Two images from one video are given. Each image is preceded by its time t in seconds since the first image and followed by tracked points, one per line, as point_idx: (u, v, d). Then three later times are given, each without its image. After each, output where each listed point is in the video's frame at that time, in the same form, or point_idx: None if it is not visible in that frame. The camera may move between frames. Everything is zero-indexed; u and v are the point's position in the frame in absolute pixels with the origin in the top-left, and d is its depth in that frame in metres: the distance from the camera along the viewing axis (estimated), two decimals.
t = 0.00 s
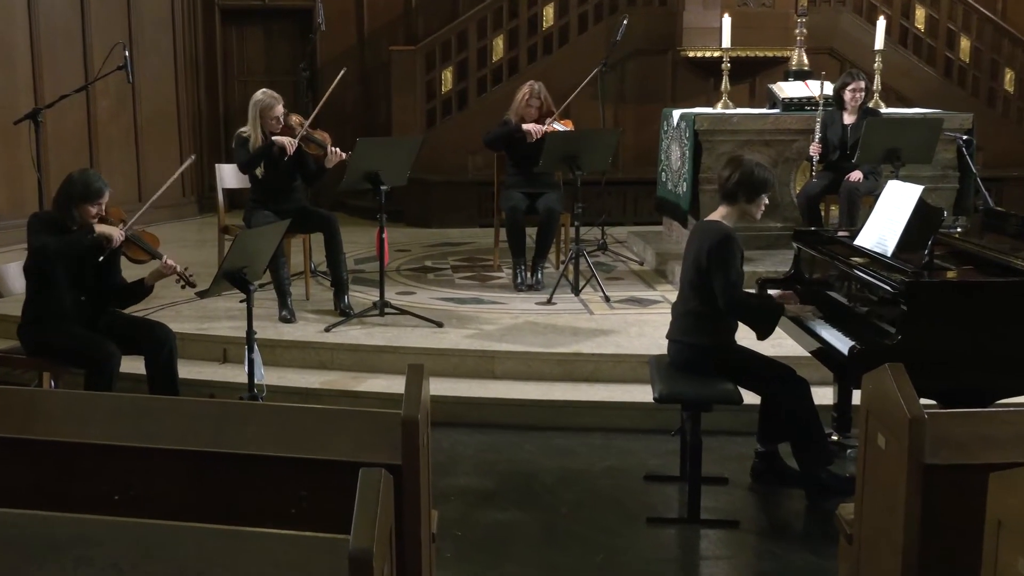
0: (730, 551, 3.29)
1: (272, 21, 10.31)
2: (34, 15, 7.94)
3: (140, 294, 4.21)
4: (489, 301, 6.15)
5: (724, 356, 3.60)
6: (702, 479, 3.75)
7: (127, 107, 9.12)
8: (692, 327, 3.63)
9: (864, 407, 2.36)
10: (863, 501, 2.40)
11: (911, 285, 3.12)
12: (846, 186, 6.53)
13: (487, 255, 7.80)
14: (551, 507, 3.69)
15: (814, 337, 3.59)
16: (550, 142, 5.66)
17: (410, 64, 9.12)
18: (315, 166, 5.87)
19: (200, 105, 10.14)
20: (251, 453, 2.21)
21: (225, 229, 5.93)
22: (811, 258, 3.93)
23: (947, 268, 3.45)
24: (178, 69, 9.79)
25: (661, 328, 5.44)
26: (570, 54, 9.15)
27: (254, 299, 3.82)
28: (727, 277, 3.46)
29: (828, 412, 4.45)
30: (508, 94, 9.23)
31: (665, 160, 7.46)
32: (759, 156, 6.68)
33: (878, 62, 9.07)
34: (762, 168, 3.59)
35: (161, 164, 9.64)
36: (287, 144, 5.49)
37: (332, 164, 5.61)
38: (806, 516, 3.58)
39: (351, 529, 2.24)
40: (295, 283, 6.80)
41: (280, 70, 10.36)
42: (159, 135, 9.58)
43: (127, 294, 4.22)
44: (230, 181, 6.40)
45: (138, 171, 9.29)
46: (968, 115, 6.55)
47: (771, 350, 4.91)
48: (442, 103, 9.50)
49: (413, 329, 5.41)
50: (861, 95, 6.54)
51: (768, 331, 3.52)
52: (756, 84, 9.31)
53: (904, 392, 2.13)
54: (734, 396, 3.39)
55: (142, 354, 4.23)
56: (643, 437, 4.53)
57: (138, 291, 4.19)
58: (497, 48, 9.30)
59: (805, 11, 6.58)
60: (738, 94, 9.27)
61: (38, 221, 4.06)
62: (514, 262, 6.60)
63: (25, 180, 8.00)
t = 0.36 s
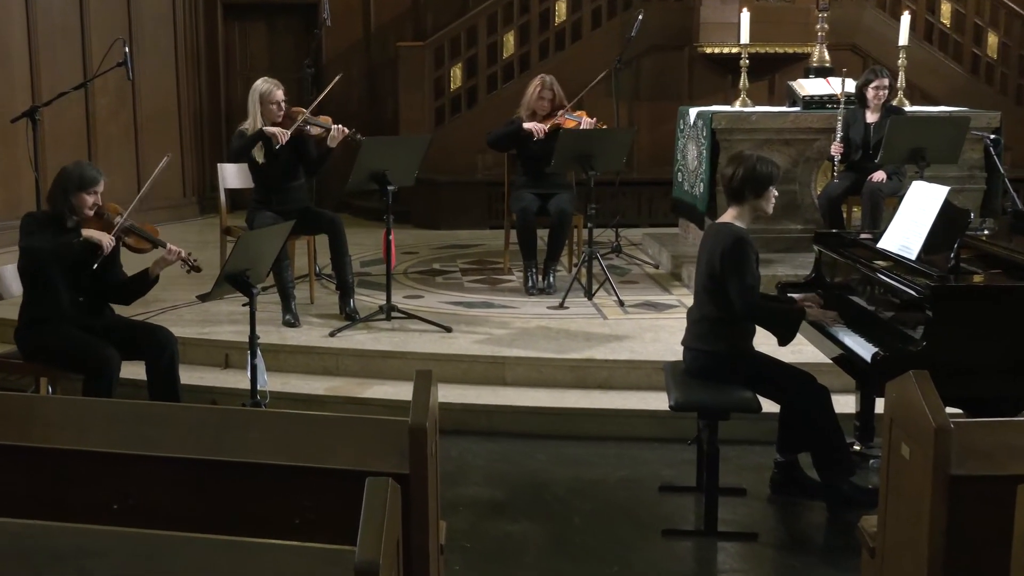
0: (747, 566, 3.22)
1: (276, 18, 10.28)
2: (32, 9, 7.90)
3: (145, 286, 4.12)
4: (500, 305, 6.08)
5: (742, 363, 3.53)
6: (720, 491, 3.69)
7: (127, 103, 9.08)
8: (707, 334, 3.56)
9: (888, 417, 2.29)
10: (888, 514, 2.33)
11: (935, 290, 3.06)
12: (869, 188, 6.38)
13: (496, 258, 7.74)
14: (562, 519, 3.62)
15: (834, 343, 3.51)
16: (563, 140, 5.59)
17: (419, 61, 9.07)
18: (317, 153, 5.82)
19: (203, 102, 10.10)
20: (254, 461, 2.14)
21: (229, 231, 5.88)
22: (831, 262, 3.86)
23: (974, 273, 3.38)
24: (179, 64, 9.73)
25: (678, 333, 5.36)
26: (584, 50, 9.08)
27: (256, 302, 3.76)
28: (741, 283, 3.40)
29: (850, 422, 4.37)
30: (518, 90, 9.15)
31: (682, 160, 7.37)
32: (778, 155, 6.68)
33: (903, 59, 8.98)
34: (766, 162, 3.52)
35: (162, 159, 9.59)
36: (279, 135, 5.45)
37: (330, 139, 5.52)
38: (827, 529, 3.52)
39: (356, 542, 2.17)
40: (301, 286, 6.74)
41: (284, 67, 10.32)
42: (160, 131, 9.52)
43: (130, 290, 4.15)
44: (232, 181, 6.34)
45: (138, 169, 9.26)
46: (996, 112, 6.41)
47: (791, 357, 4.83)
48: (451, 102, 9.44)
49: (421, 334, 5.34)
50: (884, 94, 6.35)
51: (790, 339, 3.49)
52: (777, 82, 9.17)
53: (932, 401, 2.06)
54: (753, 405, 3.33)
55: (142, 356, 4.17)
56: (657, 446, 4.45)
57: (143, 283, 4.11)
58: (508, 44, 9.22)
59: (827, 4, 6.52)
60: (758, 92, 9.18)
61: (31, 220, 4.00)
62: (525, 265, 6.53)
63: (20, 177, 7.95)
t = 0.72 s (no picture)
0: None
1: (282, 11, 10.24)
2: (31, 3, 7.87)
3: (151, 280, 4.07)
4: (513, 308, 6.01)
5: (762, 369, 3.47)
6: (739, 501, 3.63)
7: (128, 98, 9.02)
8: (726, 340, 3.51)
9: (914, 425, 2.23)
10: (913, 525, 2.27)
11: (963, 293, 3.03)
12: (895, 187, 6.30)
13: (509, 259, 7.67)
14: (575, 529, 3.57)
15: (859, 348, 3.46)
16: (578, 137, 5.53)
17: (430, 55, 9.01)
18: (320, 150, 5.74)
19: (209, 99, 10.04)
20: (258, 469, 2.08)
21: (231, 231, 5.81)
22: (855, 264, 3.81)
23: (1003, 274, 3.34)
24: (184, 60, 9.65)
25: (696, 338, 5.29)
26: (600, 45, 9.01)
27: (261, 304, 3.69)
28: (760, 287, 3.35)
29: (874, 429, 4.29)
30: (531, 86, 9.08)
31: (700, 160, 7.29)
32: (800, 153, 6.57)
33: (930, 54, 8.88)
34: (785, 161, 3.46)
35: (166, 155, 9.52)
36: (263, 149, 5.38)
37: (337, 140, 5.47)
38: (850, 539, 3.46)
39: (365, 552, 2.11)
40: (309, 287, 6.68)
41: (289, 63, 10.34)
42: (162, 127, 9.45)
43: (134, 284, 4.10)
44: (238, 180, 6.30)
45: (139, 166, 9.19)
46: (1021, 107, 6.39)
47: (813, 363, 4.75)
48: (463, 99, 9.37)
49: (431, 338, 5.28)
50: (910, 90, 6.32)
51: (813, 344, 3.39)
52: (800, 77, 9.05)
53: (960, 408, 2.00)
54: (774, 412, 3.28)
55: (143, 359, 4.13)
56: (675, 455, 4.38)
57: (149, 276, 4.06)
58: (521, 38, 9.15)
59: None
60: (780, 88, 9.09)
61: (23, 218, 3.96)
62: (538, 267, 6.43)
63: (20, 175, 7.92)
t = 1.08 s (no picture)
0: None
1: (287, 5, 10.19)
2: None
3: (154, 274, 4.00)
4: (525, 310, 5.94)
5: (782, 374, 3.41)
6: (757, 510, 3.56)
7: (129, 94, 8.99)
8: (745, 344, 3.44)
9: (939, 431, 2.17)
10: (937, 532, 2.20)
11: (991, 296, 2.98)
12: (918, 185, 6.24)
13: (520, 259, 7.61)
14: (587, 537, 3.51)
15: (884, 353, 3.39)
16: (592, 132, 5.48)
17: (438, 49, 8.96)
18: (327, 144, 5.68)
19: (211, 95, 10.00)
20: (259, 475, 2.02)
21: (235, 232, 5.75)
22: (879, 265, 3.74)
23: None
24: (188, 56, 9.61)
25: (714, 342, 5.22)
26: (614, 38, 8.94)
27: (266, 305, 3.64)
28: (782, 288, 3.29)
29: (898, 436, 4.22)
30: (544, 81, 9.02)
31: (718, 156, 7.22)
32: (823, 151, 6.48)
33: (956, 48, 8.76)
34: (817, 162, 3.40)
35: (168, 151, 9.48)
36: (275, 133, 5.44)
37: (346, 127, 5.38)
38: (872, 549, 3.40)
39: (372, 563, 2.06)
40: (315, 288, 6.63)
41: (295, 57, 10.25)
42: (164, 123, 9.41)
43: (136, 279, 4.02)
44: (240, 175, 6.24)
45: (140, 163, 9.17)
46: None
47: (835, 367, 4.68)
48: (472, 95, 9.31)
49: (440, 340, 5.22)
50: (935, 84, 6.25)
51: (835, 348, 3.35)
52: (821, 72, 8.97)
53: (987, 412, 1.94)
54: (794, 418, 3.21)
55: (143, 361, 4.07)
56: (691, 461, 4.32)
57: (152, 270, 4.00)
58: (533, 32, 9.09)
59: None
60: (800, 83, 9.01)
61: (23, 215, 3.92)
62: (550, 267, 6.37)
63: (20, 171, 7.89)
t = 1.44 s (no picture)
0: None
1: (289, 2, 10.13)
2: None
3: (148, 293, 3.98)
4: (534, 311, 5.88)
5: (798, 377, 3.36)
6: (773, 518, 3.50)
7: (127, 91, 8.95)
8: (761, 346, 3.39)
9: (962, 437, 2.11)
10: (961, 540, 2.14)
11: (1014, 296, 2.92)
12: (939, 182, 6.19)
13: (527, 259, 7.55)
14: (598, 546, 3.45)
15: (904, 356, 3.33)
16: (602, 132, 5.41)
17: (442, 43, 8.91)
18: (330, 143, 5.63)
19: (212, 91, 9.96)
20: (262, 481, 1.97)
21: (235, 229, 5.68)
22: (900, 266, 3.67)
23: None
24: (186, 51, 9.57)
25: (728, 344, 5.15)
26: (624, 33, 8.88)
27: (266, 307, 3.58)
28: (800, 288, 3.23)
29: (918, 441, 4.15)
30: (554, 76, 8.97)
31: (734, 151, 7.15)
32: (841, 146, 6.39)
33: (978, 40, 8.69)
34: (848, 163, 3.34)
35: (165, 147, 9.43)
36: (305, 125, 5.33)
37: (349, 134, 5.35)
38: (891, 558, 3.33)
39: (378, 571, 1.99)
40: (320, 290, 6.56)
41: (296, 52, 10.19)
42: (163, 118, 9.38)
43: (131, 294, 4.01)
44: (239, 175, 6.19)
45: (140, 161, 9.13)
46: None
47: (854, 370, 4.61)
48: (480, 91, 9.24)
49: (446, 342, 5.16)
50: (958, 80, 6.09)
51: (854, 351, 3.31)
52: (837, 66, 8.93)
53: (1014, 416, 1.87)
54: (809, 424, 3.17)
55: (142, 366, 4.00)
56: (704, 467, 4.26)
57: (147, 289, 3.98)
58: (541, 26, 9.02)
59: None
60: (817, 76, 8.96)
61: (24, 219, 3.85)
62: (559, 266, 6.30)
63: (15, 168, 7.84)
